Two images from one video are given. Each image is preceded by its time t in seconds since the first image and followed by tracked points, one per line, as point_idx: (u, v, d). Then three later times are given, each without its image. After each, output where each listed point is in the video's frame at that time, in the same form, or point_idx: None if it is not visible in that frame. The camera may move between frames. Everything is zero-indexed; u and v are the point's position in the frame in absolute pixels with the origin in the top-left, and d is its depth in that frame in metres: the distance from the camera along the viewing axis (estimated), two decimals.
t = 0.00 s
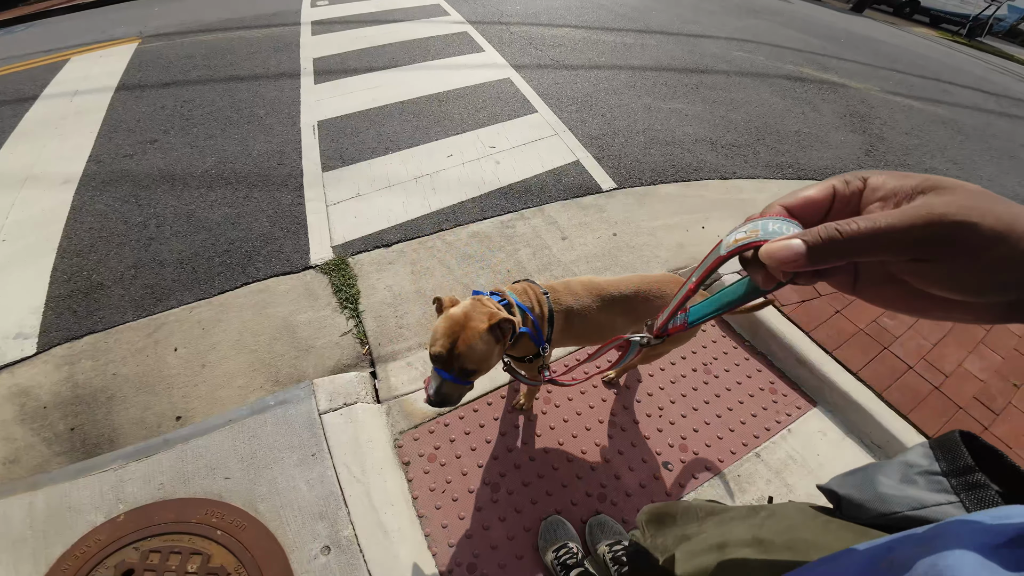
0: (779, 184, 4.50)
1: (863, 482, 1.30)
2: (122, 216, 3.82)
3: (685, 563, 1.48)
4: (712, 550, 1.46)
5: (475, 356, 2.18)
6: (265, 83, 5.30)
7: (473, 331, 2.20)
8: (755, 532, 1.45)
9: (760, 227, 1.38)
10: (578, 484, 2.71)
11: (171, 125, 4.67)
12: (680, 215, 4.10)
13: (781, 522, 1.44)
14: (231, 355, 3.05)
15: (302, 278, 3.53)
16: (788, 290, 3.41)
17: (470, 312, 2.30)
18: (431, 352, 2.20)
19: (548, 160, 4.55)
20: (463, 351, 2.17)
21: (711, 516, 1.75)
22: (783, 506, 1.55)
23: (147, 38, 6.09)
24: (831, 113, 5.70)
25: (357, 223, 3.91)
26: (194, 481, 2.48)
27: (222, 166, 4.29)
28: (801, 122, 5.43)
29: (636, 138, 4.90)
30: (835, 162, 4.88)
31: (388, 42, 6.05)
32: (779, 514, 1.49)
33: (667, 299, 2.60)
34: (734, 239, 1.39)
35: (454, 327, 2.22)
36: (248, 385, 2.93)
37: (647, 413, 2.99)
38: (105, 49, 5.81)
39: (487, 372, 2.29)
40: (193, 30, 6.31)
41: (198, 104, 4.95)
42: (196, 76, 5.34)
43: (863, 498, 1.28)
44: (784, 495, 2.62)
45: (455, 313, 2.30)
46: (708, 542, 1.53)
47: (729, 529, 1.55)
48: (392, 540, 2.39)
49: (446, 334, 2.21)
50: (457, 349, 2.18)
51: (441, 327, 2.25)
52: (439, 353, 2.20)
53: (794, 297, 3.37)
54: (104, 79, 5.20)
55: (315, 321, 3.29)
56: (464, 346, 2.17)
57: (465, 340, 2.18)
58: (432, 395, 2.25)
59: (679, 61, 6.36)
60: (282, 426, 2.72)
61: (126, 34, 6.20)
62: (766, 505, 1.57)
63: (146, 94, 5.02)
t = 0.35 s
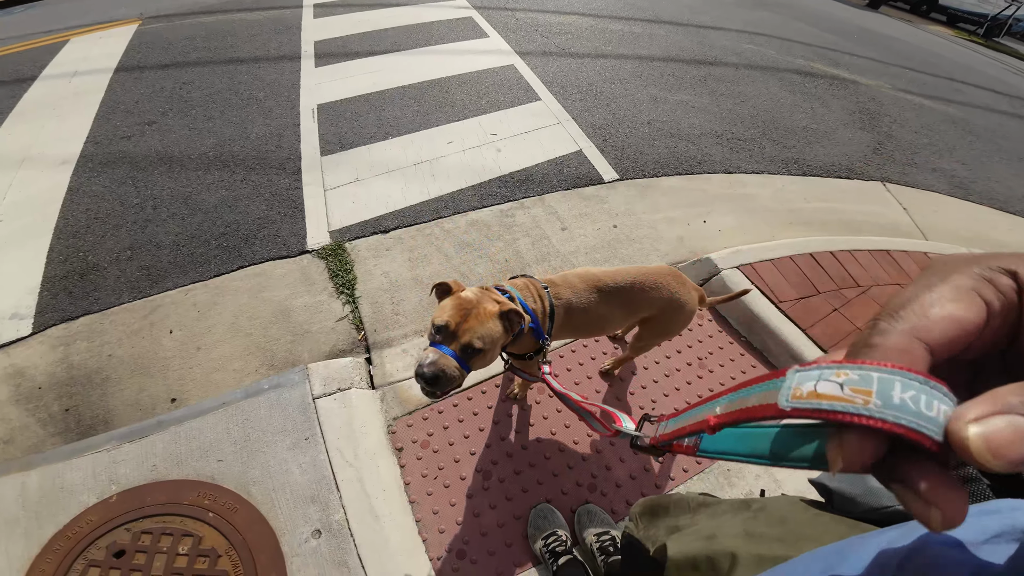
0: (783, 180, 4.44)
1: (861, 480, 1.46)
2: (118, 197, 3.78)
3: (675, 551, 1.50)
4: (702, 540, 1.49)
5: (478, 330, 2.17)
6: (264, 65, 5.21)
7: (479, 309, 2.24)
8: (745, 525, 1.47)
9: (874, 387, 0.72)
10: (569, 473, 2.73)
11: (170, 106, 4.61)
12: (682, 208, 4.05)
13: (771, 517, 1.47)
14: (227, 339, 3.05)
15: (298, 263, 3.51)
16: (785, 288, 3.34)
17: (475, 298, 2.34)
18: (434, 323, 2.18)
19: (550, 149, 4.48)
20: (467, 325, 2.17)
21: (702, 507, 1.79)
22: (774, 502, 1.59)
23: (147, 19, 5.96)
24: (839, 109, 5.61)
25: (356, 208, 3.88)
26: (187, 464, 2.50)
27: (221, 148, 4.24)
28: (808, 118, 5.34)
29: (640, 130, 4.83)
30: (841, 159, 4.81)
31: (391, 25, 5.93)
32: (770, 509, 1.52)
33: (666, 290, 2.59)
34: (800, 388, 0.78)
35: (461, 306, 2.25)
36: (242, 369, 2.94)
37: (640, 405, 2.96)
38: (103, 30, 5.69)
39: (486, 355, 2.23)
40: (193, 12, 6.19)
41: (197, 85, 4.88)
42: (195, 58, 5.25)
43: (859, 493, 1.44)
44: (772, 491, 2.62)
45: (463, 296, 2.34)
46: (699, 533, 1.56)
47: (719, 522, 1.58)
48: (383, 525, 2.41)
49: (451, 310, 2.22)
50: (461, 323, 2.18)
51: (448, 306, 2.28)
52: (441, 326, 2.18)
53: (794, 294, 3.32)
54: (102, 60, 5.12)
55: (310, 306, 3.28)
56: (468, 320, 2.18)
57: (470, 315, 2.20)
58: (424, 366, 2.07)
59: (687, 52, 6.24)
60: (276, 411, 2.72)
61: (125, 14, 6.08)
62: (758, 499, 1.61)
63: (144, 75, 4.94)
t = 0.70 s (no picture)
0: (793, 181, 4.34)
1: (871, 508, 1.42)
2: (122, 181, 3.79)
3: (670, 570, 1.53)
4: (699, 564, 1.50)
5: (483, 330, 2.04)
6: (272, 52, 5.19)
7: (482, 308, 2.11)
8: (744, 552, 1.50)
9: None
10: (559, 472, 2.62)
11: (177, 91, 4.61)
12: (688, 208, 3.98)
13: (769, 544, 1.51)
14: (223, 325, 3.05)
15: (297, 251, 3.50)
16: (789, 291, 3.27)
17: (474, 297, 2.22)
18: (434, 320, 2.01)
19: (556, 143, 4.42)
20: (471, 325, 2.04)
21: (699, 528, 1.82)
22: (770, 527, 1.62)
23: (159, 4, 5.96)
24: (856, 111, 5.46)
25: (357, 197, 3.86)
26: (179, 448, 2.51)
27: (225, 134, 4.23)
28: (823, 119, 5.21)
29: (649, 126, 4.74)
30: (855, 162, 4.68)
31: (400, 14, 5.88)
32: (769, 535, 1.55)
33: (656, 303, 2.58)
34: None
35: (463, 303, 2.10)
36: (238, 356, 2.94)
37: (633, 406, 2.90)
38: (115, 14, 5.70)
39: (486, 359, 2.11)
40: None
41: (204, 71, 4.87)
42: (204, 44, 5.24)
43: (869, 523, 1.40)
44: (764, 498, 2.54)
45: (462, 291, 2.20)
46: (694, 556, 1.58)
47: (716, 546, 1.61)
48: (370, 515, 2.40)
49: (453, 307, 2.07)
50: (464, 323, 2.04)
51: (446, 302, 2.12)
52: (442, 324, 2.02)
53: (797, 299, 3.24)
54: (113, 44, 5.13)
55: (307, 295, 3.27)
56: (472, 320, 2.05)
57: (473, 314, 2.06)
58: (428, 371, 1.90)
59: (701, 48, 6.11)
60: (268, 399, 2.72)
61: None
62: (755, 524, 1.63)
63: (153, 60, 4.94)
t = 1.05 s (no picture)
0: (789, 178, 4.30)
1: (858, 516, 1.27)
2: (112, 175, 3.76)
3: None
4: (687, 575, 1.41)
5: (482, 318, 1.96)
6: (265, 45, 5.15)
7: (484, 296, 2.05)
8: (734, 564, 1.38)
9: None
10: (547, 468, 2.60)
11: (168, 85, 4.57)
12: (683, 204, 3.94)
13: (762, 555, 1.38)
14: (211, 319, 3.03)
15: (286, 245, 3.48)
16: (780, 287, 3.24)
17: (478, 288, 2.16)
18: (432, 305, 1.96)
19: (551, 138, 4.38)
20: (470, 312, 1.97)
21: (691, 533, 1.70)
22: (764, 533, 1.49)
23: None
24: (855, 108, 5.42)
25: (348, 192, 3.83)
26: (164, 443, 2.49)
27: (216, 129, 4.20)
28: (821, 116, 5.16)
29: (645, 121, 4.70)
30: (853, 159, 4.64)
31: (396, 8, 5.83)
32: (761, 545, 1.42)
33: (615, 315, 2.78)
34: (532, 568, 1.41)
35: (466, 292, 2.04)
36: (225, 350, 2.92)
37: (623, 402, 2.88)
38: (108, 8, 5.66)
39: (484, 351, 2.02)
40: None
41: (196, 65, 4.84)
42: (198, 38, 5.20)
43: (856, 533, 1.25)
44: (754, 496, 2.51)
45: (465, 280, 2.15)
46: (684, 564, 1.50)
47: (707, 554, 1.50)
48: (355, 511, 2.38)
49: (454, 293, 2.02)
50: (462, 309, 1.98)
51: (448, 289, 2.07)
52: (440, 309, 1.96)
53: (789, 295, 3.21)
54: (105, 38, 5.09)
55: (296, 289, 3.25)
56: (471, 307, 1.98)
57: (473, 301, 2.00)
58: (421, 354, 1.83)
59: (699, 44, 6.05)
60: (255, 393, 2.70)
61: None
62: (748, 530, 1.50)
63: (145, 54, 4.90)
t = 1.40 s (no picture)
0: (759, 165, 4.43)
1: (839, 504, 1.32)
2: (67, 187, 3.60)
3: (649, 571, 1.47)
4: (678, 563, 1.46)
5: (503, 326, 2.01)
6: (227, 47, 4.96)
7: (502, 304, 2.09)
8: (722, 552, 1.44)
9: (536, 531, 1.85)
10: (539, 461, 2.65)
11: (124, 90, 4.38)
12: (660, 194, 4.02)
13: (748, 542, 1.45)
14: (186, 332, 2.96)
15: (260, 253, 3.41)
16: (754, 273, 3.35)
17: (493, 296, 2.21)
18: (453, 317, 1.99)
19: (527, 133, 4.38)
20: (491, 321, 2.01)
21: (679, 520, 1.76)
22: (750, 521, 1.56)
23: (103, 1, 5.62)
24: (819, 95, 5.59)
25: (322, 195, 3.76)
26: (145, 459, 2.43)
27: (178, 135, 4.05)
28: (788, 104, 5.31)
29: (620, 114, 4.75)
30: (819, 145, 4.80)
31: (362, 4, 5.69)
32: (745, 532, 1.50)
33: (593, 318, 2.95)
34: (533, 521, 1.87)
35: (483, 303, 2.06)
36: (203, 362, 2.86)
37: (609, 392, 2.94)
38: (54, 11, 5.36)
39: (505, 357, 2.08)
40: None
41: (153, 68, 4.64)
42: (153, 41, 4.98)
43: (836, 519, 1.30)
44: (737, 477, 2.62)
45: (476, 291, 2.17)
46: (674, 553, 1.54)
47: (698, 542, 1.56)
48: (348, 517, 2.38)
49: (472, 303, 2.05)
50: (482, 319, 2.02)
51: (465, 298, 2.10)
52: (461, 320, 2.00)
53: (762, 280, 3.32)
54: (52, 43, 4.83)
55: (274, 297, 3.19)
56: (491, 315, 2.02)
57: (492, 309, 2.04)
58: (449, 366, 1.86)
59: (669, 35, 6.13)
60: (236, 405, 2.65)
61: None
62: (733, 518, 1.59)
63: (97, 60, 4.67)
